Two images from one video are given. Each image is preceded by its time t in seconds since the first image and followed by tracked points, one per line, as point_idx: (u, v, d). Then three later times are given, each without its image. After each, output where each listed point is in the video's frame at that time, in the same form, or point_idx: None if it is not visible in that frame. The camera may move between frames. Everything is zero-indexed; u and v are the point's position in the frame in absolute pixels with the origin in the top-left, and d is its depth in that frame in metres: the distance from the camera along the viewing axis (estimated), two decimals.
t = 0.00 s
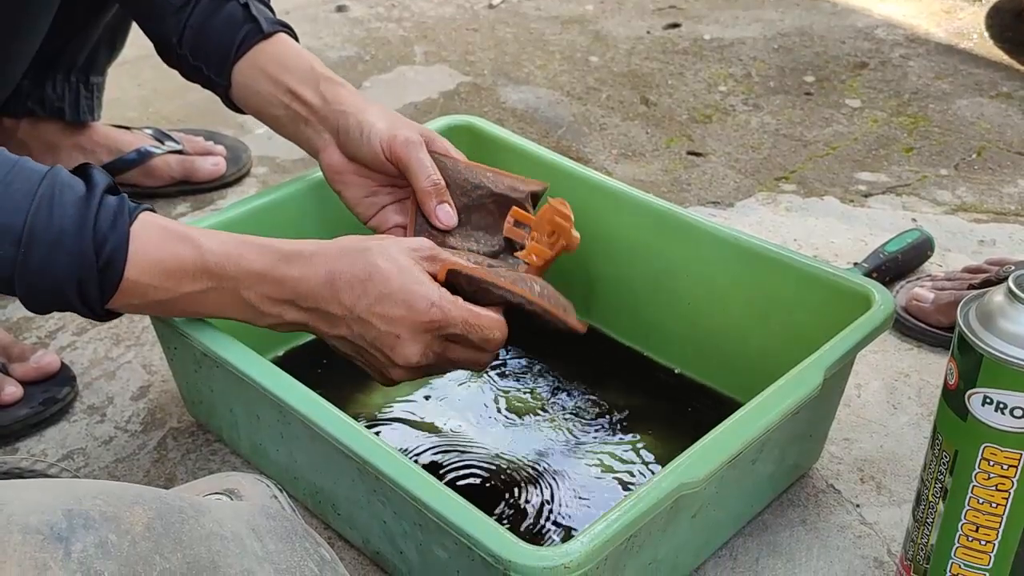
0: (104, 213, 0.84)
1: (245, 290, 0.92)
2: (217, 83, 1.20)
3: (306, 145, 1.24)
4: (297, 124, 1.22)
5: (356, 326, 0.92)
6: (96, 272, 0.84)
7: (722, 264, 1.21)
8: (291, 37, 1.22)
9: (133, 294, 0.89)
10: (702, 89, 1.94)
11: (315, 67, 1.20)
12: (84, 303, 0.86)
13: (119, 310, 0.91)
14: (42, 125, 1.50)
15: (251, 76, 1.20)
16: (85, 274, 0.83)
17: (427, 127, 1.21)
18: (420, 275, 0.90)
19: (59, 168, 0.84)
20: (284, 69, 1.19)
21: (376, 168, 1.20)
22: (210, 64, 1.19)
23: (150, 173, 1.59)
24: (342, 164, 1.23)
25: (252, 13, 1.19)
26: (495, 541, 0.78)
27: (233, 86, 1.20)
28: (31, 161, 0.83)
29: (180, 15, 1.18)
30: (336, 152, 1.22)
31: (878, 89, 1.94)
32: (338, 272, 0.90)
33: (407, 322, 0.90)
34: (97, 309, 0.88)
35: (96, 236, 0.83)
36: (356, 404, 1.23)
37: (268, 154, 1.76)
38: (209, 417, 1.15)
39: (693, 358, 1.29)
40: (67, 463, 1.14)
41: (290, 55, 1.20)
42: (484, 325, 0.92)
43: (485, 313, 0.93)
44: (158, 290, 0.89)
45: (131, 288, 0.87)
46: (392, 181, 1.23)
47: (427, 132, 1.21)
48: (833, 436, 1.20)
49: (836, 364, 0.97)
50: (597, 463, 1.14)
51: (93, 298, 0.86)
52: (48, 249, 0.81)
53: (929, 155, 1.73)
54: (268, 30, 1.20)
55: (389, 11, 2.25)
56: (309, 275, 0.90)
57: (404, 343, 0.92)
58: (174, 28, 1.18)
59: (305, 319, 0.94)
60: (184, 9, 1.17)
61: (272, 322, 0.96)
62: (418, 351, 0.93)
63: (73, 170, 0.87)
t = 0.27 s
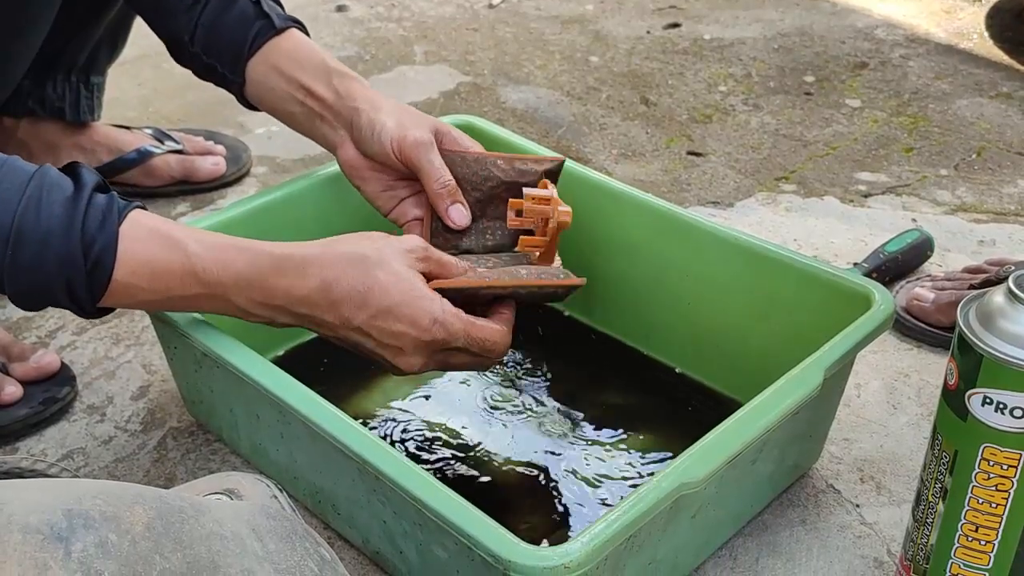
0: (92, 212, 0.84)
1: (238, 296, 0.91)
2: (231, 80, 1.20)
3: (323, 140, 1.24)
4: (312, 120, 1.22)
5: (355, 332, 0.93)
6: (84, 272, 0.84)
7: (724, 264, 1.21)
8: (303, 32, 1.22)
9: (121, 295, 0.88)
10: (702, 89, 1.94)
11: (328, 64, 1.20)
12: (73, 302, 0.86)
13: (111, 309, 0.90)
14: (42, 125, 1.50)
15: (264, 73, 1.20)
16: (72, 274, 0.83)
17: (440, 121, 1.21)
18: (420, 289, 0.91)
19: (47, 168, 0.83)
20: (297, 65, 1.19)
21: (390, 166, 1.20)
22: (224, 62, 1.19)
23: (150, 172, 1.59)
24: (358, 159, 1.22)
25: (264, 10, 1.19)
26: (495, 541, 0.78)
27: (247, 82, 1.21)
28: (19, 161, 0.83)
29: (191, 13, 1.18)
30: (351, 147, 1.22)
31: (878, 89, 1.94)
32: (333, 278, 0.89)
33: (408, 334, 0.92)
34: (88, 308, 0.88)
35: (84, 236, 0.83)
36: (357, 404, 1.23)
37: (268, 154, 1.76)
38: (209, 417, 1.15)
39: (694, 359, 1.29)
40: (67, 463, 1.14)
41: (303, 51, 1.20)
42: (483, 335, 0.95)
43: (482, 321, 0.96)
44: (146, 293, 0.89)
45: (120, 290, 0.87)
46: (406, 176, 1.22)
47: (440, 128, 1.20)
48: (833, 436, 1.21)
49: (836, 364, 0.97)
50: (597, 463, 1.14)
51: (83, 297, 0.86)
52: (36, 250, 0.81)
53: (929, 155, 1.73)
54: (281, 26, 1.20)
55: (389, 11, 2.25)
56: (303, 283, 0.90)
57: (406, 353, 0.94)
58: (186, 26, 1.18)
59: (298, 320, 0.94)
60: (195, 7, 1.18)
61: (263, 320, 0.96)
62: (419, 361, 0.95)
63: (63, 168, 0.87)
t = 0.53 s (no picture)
0: (119, 195, 0.84)
1: (265, 278, 0.91)
2: (237, 77, 1.20)
3: (331, 137, 1.24)
4: (319, 117, 1.22)
5: (378, 323, 0.94)
6: (113, 255, 0.83)
7: (724, 263, 1.21)
8: (309, 30, 1.22)
9: (148, 279, 0.87)
10: (702, 89, 1.94)
11: (336, 59, 1.20)
12: (102, 288, 0.86)
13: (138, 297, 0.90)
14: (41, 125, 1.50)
15: (272, 70, 1.20)
16: (102, 258, 0.83)
17: (450, 117, 1.20)
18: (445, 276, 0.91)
19: (72, 156, 0.84)
20: (305, 62, 1.20)
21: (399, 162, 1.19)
22: (229, 59, 1.19)
23: (150, 172, 1.59)
24: (366, 154, 1.22)
25: (269, 8, 1.19)
26: (494, 541, 0.78)
27: (253, 80, 1.21)
28: (43, 150, 0.83)
29: (195, 13, 1.18)
30: (359, 142, 1.22)
31: (878, 89, 1.94)
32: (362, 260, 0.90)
33: (429, 325, 0.92)
34: (115, 295, 0.88)
35: (113, 219, 0.83)
36: (356, 404, 1.23)
37: (268, 154, 1.76)
38: (208, 417, 1.15)
39: (694, 359, 1.29)
40: (67, 463, 1.14)
41: (311, 48, 1.20)
42: (501, 336, 0.96)
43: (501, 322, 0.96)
44: (173, 278, 0.88)
45: (147, 272, 0.86)
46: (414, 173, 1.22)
47: (449, 122, 1.20)
48: (833, 436, 1.21)
49: (837, 365, 0.97)
50: (596, 463, 1.14)
51: (111, 283, 0.85)
52: (66, 233, 0.81)
53: (929, 155, 1.73)
54: (286, 23, 1.20)
55: (389, 10, 2.25)
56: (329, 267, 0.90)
57: (427, 345, 0.94)
58: (189, 25, 1.18)
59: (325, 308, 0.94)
60: (199, 6, 1.18)
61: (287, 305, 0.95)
62: (439, 352, 0.95)
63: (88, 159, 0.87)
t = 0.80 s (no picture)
0: (108, 183, 0.84)
1: (255, 253, 0.91)
2: (243, 76, 1.20)
3: (340, 136, 1.24)
4: (326, 116, 1.22)
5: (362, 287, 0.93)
6: (106, 243, 0.83)
7: (724, 262, 1.21)
8: (315, 29, 1.22)
9: (140, 265, 0.87)
10: (702, 89, 1.94)
11: (343, 58, 1.20)
12: (97, 277, 0.86)
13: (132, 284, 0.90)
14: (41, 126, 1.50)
15: (278, 69, 1.20)
16: (95, 246, 0.83)
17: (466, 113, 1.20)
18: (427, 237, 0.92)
19: (60, 146, 0.83)
20: (312, 61, 1.19)
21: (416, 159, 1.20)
22: (235, 57, 1.19)
23: (150, 172, 1.59)
24: (378, 153, 1.23)
25: (276, 6, 1.19)
26: (494, 541, 0.78)
27: (259, 79, 1.20)
28: (30, 142, 0.83)
29: (201, 11, 1.18)
30: (371, 140, 1.22)
31: (878, 90, 1.94)
32: (347, 229, 0.90)
33: (413, 284, 0.91)
34: (109, 282, 0.88)
35: (103, 206, 0.83)
36: (357, 404, 1.23)
37: (268, 154, 1.76)
38: (208, 417, 1.15)
39: (694, 360, 1.29)
40: (66, 462, 1.14)
41: (317, 47, 1.20)
42: (486, 292, 0.95)
43: (486, 279, 0.96)
44: (164, 261, 0.88)
45: (137, 257, 0.86)
46: (427, 168, 1.22)
47: (464, 118, 1.20)
48: (833, 437, 1.21)
49: (836, 364, 0.97)
50: (597, 463, 1.14)
51: (106, 271, 0.86)
52: (56, 224, 0.81)
53: (929, 155, 1.73)
54: (293, 22, 1.20)
55: (389, 11, 2.25)
56: (316, 237, 0.90)
57: (411, 305, 0.93)
58: (196, 22, 1.18)
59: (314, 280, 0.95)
60: (205, 4, 1.18)
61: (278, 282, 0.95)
62: (425, 315, 0.95)
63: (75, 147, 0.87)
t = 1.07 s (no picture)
0: (92, 177, 0.84)
1: (241, 247, 0.93)
2: (238, 73, 1.20)
3: (341, 133, 1.23)
4: (327, 113, 1.22)
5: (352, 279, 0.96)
6: (92, 238, 0.84)
7: (723, 262, 1.21)
8: (312, 26, 1.22)
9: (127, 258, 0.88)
10: (702, 90, 1.94)
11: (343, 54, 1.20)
12: (85, 269, 0.86)
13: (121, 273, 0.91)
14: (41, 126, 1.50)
15: (275, 66, 1.20)
16: (81, 241, 0.83)
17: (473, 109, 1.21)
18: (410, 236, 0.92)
19: (42, 141, 0.83)
20: (311, 58, 1.19)
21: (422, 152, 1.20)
22: (231, 55, 1.19)
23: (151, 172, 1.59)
24: (382, 150, 1.22)
25: (272, 3, 1.19)
26: (494, 541, 0.78)
27: (254, 76, 1.20)
28: (12, 138, 0.83)
29: (197, 8, 1.18)
30: (375, 137, 1.22)
31: (878, 90, 1.94)
32: (327, 230, 0.91)
33: (399, 284, 0.94)
34: (97, 273, 0.88)
35: (88, 202, 0.83)
36: (357, 404, 1.23)
37: (268, 154, 1.77)
38: (208, 417, 1.16)
39: (693, 359, 1.29)
40: (67, 462, 1.14)
41: (316, 44, 1.20)
42: (472, 286, 0.97)
43: (470, 272, 0.97)
44: (151, 255, 0.89)
45: (123, 253, 0.87)
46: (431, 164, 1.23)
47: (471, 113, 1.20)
48: (833, 437, 1.21)
49: (836, 365, 0.97)
50: (598, 463, 1.14)
51: (93, 264, 0.86)
52: (42, 220, 0.81)
53: (929, 156, 1.73)
54: (289, 20, 1.19)
55: (389, 11, 2.25)
56: (302, 233, 0.92)
57: (399, 300, 0.97)
58: (191, 20, 1.19)
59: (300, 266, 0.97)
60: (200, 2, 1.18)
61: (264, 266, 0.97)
62: (413, 308, 0.98)
63: (58, 139, 0.87)
